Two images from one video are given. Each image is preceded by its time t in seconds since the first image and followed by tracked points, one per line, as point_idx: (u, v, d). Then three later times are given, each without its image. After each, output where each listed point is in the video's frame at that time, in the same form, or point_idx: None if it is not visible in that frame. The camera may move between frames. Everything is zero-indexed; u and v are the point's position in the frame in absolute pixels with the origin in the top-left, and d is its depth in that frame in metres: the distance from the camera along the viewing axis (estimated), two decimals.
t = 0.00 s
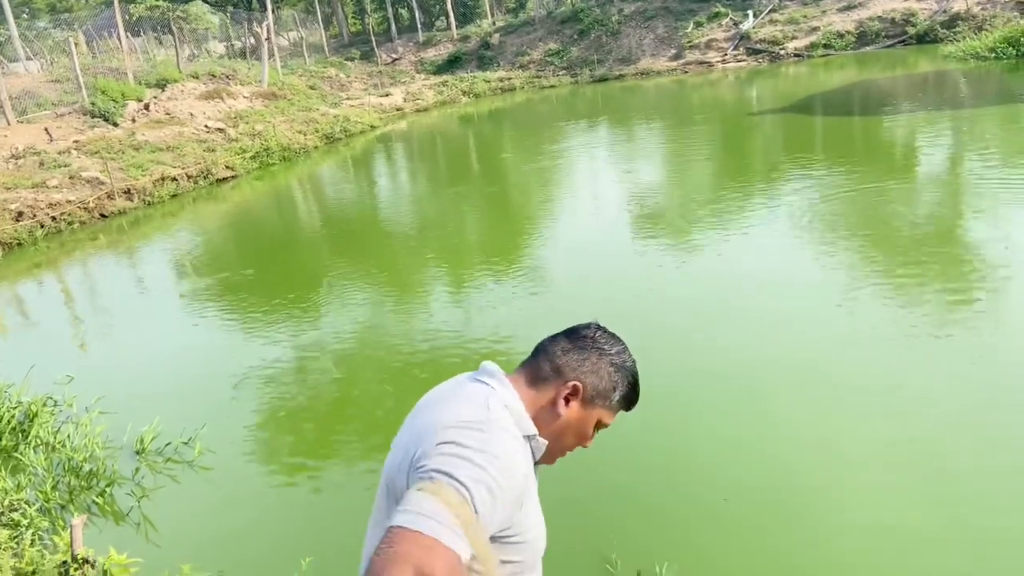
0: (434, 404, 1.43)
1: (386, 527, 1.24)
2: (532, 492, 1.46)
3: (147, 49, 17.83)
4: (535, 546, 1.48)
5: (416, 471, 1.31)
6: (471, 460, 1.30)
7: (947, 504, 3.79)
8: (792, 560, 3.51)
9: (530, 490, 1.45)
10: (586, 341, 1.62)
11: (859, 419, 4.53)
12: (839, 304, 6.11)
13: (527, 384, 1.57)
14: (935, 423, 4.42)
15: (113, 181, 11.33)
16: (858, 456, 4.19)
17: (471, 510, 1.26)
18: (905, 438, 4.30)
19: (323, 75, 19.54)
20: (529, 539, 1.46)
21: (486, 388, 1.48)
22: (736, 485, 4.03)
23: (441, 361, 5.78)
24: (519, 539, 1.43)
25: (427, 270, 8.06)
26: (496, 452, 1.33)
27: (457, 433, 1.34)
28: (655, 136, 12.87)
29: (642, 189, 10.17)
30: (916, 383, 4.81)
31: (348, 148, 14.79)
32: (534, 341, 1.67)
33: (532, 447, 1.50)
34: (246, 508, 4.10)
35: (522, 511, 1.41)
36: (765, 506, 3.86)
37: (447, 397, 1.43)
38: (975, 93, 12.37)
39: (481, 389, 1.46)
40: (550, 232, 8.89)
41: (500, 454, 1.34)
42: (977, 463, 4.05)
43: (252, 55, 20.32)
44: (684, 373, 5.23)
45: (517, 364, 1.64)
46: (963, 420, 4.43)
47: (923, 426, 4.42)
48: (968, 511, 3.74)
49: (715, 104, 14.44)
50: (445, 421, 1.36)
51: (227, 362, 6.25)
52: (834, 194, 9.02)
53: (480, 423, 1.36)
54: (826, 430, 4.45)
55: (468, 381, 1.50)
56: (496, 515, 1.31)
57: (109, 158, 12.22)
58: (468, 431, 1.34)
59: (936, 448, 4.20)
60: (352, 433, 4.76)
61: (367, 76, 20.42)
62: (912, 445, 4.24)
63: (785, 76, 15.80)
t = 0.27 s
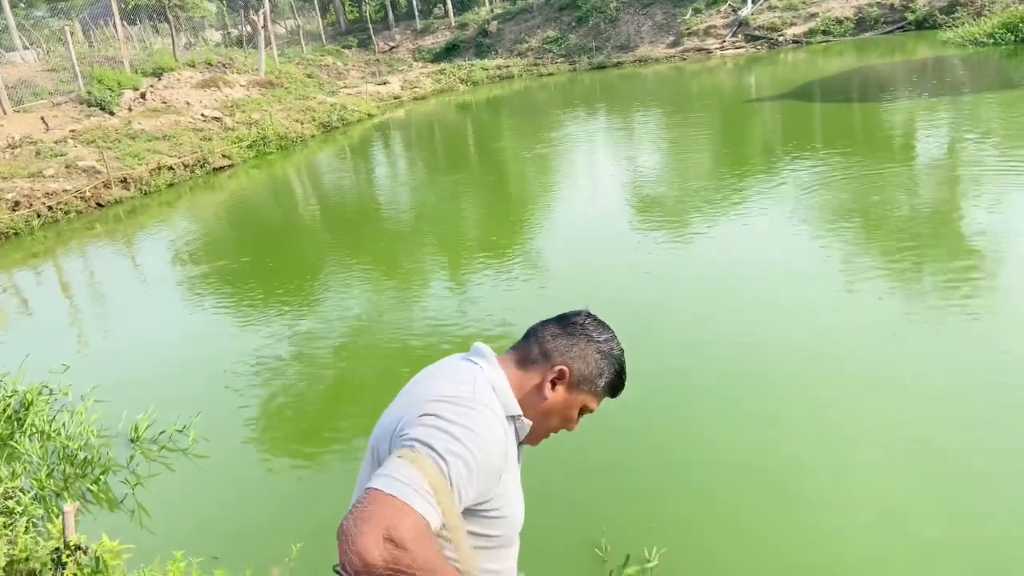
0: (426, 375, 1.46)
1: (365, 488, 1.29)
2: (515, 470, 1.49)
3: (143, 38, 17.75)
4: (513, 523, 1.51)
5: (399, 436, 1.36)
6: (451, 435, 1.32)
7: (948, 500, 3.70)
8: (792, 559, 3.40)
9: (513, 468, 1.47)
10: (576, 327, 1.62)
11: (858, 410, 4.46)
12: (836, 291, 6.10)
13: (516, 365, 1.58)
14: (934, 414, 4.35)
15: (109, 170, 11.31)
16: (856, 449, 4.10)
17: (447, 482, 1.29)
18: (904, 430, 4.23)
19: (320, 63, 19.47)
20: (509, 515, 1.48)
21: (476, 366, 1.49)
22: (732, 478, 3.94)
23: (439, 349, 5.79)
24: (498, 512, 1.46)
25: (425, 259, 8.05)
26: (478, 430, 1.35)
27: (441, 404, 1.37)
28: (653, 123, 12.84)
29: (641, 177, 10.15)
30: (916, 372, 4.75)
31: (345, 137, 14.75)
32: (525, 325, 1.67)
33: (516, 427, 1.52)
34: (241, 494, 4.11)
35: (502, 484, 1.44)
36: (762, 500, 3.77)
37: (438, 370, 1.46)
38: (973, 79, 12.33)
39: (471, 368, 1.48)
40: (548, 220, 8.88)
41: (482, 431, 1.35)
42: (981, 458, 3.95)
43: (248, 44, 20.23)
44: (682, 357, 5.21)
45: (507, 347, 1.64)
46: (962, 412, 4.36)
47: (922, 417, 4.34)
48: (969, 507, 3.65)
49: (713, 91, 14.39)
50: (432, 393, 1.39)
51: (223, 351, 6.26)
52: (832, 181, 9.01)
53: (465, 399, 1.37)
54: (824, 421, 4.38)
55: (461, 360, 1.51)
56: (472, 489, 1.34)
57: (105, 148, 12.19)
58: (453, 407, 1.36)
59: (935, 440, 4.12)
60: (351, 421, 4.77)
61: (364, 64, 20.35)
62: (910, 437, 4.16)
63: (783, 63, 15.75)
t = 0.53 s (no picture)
0: (410, 354, 1.47)
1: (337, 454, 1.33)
2: (493, 451, 1.49)
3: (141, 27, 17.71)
4: (492, 503, 1.52)
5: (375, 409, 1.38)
6: (424, 411, 1.33)
7: (946, 484, 3.65)
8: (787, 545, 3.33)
9: (490, 449, 1.47)
10: (560, 313, 1.60)
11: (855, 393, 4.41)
12: (836, 277, 6.09)
13: (498, 349, 1.57)
14: (934, 398, 4.31)
15: (109, 160, 11.31)
16: (854, 434, 4.06)
17: (414, 455, 1.30)
18: (903, 415, 4.18)
19: (320, 52, 19.42)
20: (486, 495, 1.50)
21: (459, 349, 1.50)
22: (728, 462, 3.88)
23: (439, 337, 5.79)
24: (473, 493, 1.47)
25: (424, 247, 8.06)
26: (451, 409, 1.35)
27: (419, 380, 1.38)
28: (653, 111, 12.80)
29: (642, 164, 10.12)
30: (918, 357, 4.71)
31: (344, 126, 14.73)
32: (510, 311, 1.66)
33: (496, 410, 1.52)
34: (239, 480, 4.13)
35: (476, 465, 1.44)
36: (757, 483, 3.71)
37: (422, 351, 1.48)
38: (975, 65, 12.27)
39: (453, 350, 1.49)
40: (548, 208, 8.87)
41: (455, 410, 1.36)
42: (986, 443, 3.89)
43: (247, 33, 20.19)
44: (681, 343, 5.20)
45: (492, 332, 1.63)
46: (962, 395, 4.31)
47: (921, 401, 4.30)
48: (967, 491, 3.60)
49: (714, 78, 14.35)
50: (412, 370, 1.40)
51: (222, 340, 6.28)
52: (833, 168, 8.97)
53: (441, 379, 1.38)
54: (821, 405, 4.32)
55: (445, 343, 1.52)
56: (443, 465, 1.36)
57: (104, 137, 12.19)
58: (429, 385, 1.37)
59: (933, 425, 4.08)
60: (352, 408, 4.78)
61: (363, 53, 20.30)
62: (908, 422, 4.12)
63: (784, 50, 15.68)
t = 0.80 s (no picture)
0: (390, 336, 1.47)
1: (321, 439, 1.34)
2: (475, 427, 1.50)
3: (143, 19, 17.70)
4: (477, 477, 1.53)
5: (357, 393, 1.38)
6: (404, 394, 1.33)
7: (946, 471, 3.65)
8: (786, 536, 3.33)
9: (472, 425, 1.48)
10: (534, 286, 1.60)
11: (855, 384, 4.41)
12: (837, 266, 6.09)
13: (475, 326, 1.58)
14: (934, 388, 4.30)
15: (111, 151, 11.32)
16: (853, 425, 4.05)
17: (396, 439, 1.31)
18: (902, 404, 4.18)
19: (321, 42, 19.38)
20: (471, 471, 1.51)
21: (437, 329, 1.50)
22: (726, 455, 3.88)
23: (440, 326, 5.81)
24: (459, 469, 1.48)
25: (425, 237, 8.07)
26: (432, 389, 1.36)
27: (399, 363, 1.38)
28: (655, 100, 12.76)
29: (644, 153, 10.11)
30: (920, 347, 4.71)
31: (346, 116, 14.72)
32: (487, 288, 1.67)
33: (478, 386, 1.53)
34: (240, 469, 4.16)
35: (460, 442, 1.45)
36: (755, 474, 3.71)
37: (402, 333, 1.48)
38: (978, 52, 12.22)
39: (432, 330, 1.49)
40: (550, 198, 8.86)
41: (435, 389, 1.36)
42: (984, 432, 3.90)
43: (249, 23, 20.16)
44: (681, 333, 5.21)
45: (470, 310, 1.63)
46: (963, 384, 4.31)
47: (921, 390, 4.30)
48: (967, 477, 3.60)
49: (716, 67, 14.30)
50: (392, 352, 1.40)
51: (224, 330, 6.30)
52: (836, 156, 8.95)
53: (419, 360, 1.38)
54: (822, 395, 4.33)
55: (425, 324, 1.52)
56: (426, 445, 1.37)
57: (106, 128, 12.20)
58: (408, 366, 1.37)
59: (933, 414, 4.08)
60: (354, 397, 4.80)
61: (365, 43, 20.25)
62: (907, 411, 4.12)
63: (786, 38, 15.62)
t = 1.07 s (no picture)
0: (376, 325, 1.47)
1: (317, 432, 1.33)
2: (469, 407, 1.50)
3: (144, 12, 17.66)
4: (473, 453, 1.55)
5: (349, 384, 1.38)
6: (396, 380, 1.33)
7: (950, 462, 3.64)
8: (784, 526, 3.35)
9: (465, 406, 1.49)
10: (514, 263, 1.59)
11: (857, 375, 4.41)
12: (840, 257, 6.08)
13: (459, 307, 1.57)
14: (937, 380, 4.29)
15: (112, 144, 11.32)
16: (856, 416, 4.05)
17: (392, 425, 1.31)
18: (905, 395, 4.17)
19: (322, 34, 19.35)
20: (467, 448, 1.52)
21: (423, 313, 1.49)
22: (727, 445, 3.90)
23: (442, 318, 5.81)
24: (454, 450, 1.49)
25: (427, 229, 8.07)
26: (423, 375, 1.36)
27: (390, 350, 1.38)
28: (657, 91, 12.73)
29: (646, 144, 10.08)
30: (922, 339, 4.70)
31: (348, 109, 14.70)
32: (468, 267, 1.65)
33: (467, 365, 1.53)
34: (242, 460, 4.17)
35: (454, 424, 1.46)
36: (756, 466, 3.71)
37: (388, 321, 1.47)
38: (983, 42, 12.15)
39: (417, 314, 1.48)
40: (552, 189, 8.85)
41: (426, 375, 1.36)
42: (986, 423, 3.90)
43: (250, 16, 20.10)
44: (683, 325, 5.20)
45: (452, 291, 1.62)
46: (966, 376, 4.30)
47: (924, 381, 4.28)
48: (970, 468, 3.60)
49: (719, 58, 14.24)
50: (380, 341, 1.40)
51: (226, 322, 6.31)
52: (839, 147, 8.92)
53: (409, 346, 1.38)
54: (825, 387, 4.32)
55: (410, 308, 1.52)
56: (420, 429, 1.37)
57: (108, 121, 12.20)
58: (397, 353, 1.37)
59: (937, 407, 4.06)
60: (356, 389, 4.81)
61: (366, 35, 20.21)
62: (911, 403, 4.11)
63: (789, 28, 15.56)
